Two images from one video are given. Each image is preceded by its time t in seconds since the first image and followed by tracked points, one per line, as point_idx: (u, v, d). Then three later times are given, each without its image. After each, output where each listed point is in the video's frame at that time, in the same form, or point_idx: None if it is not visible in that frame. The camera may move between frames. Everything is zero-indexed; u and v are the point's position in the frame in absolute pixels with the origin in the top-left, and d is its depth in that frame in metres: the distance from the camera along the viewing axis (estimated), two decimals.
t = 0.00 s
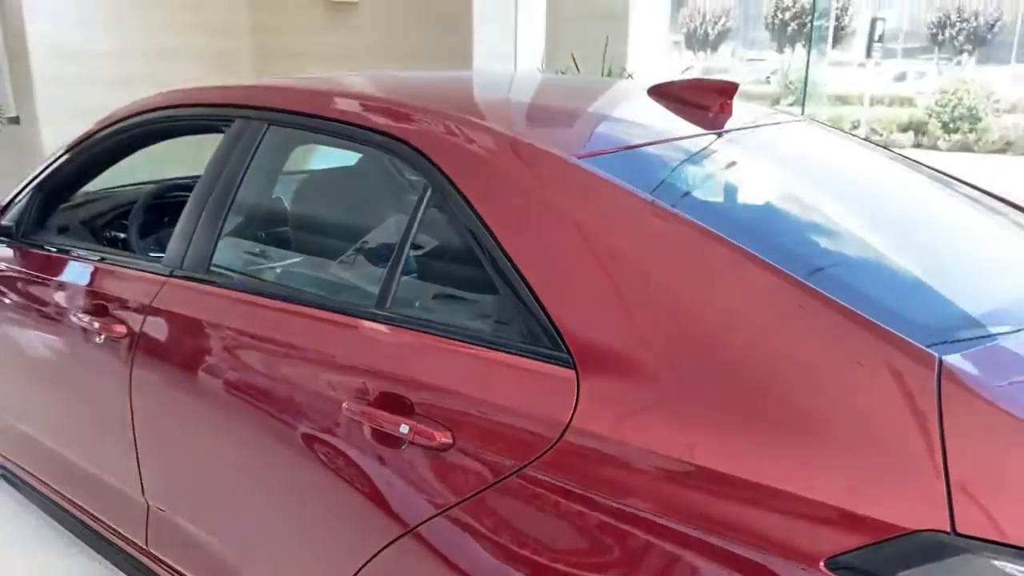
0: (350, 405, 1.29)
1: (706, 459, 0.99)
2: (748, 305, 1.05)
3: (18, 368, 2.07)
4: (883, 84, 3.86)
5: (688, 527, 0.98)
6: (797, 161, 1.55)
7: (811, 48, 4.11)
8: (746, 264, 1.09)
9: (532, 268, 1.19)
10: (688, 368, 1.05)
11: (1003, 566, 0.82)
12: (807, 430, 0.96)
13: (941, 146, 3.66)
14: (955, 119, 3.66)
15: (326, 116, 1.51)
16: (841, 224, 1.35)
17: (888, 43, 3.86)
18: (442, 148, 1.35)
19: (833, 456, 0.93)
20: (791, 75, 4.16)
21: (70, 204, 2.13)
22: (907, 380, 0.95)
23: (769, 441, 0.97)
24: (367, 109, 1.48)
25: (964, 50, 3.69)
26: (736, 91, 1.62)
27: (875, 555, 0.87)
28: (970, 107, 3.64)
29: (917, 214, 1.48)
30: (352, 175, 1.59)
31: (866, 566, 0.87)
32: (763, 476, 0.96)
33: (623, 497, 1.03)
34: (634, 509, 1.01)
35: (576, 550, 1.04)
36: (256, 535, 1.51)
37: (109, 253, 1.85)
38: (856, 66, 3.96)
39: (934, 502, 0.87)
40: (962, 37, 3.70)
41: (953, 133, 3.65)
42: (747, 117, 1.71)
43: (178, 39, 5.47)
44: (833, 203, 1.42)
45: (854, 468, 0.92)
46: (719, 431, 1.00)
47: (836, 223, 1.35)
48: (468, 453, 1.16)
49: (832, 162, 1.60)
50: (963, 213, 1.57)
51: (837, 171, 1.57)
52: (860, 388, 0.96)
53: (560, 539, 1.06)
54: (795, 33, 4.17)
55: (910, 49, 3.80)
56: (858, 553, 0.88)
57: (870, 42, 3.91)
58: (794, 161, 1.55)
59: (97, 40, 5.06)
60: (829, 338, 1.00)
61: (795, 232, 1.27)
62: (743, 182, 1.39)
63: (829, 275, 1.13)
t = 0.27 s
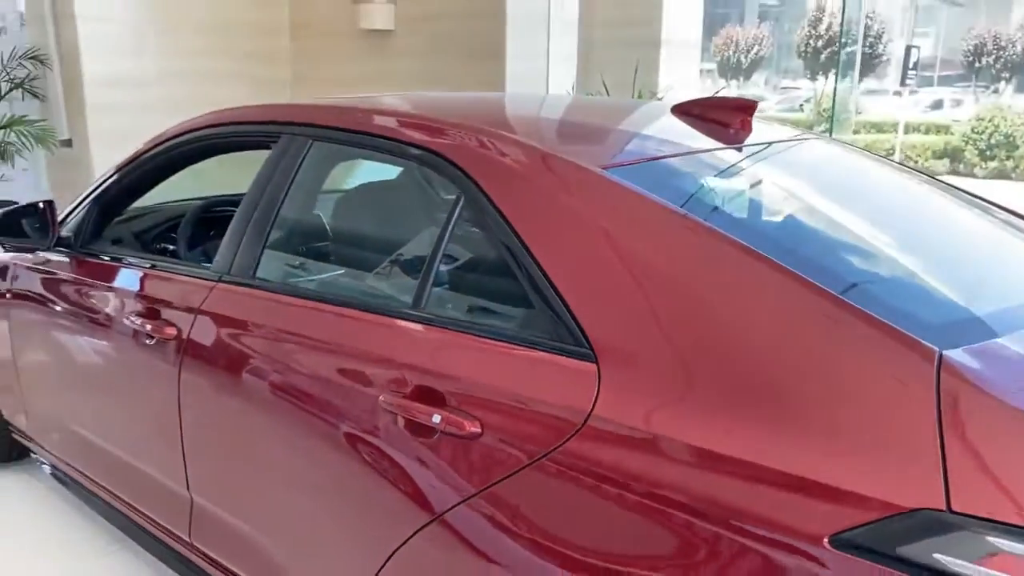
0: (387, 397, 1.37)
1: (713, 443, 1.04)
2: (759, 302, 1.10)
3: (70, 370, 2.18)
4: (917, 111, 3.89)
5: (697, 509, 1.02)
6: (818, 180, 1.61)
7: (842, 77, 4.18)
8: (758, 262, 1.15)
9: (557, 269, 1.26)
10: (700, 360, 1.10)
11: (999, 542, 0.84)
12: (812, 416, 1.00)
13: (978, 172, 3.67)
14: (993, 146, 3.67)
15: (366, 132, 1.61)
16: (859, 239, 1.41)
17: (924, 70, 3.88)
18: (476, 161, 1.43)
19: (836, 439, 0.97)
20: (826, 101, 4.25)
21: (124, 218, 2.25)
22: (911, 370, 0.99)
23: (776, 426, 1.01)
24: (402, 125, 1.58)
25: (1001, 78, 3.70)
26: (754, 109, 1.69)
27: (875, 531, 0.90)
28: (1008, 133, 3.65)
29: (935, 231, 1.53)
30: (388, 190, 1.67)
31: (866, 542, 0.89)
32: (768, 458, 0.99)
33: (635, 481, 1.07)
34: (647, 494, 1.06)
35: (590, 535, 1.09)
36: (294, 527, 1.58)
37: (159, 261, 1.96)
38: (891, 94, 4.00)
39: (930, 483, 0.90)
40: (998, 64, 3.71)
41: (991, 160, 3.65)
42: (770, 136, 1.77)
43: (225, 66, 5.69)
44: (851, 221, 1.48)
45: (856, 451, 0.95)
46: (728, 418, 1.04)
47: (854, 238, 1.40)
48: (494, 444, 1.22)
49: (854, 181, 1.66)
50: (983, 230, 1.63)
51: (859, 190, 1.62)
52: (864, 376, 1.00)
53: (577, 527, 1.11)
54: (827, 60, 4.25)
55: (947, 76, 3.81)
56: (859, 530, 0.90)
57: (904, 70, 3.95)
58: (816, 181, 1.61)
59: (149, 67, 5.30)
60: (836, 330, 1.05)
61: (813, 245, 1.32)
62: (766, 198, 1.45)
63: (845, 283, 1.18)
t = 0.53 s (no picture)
0: (417, 375, 1.44)
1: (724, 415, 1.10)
2: (769, 284, 1.17)
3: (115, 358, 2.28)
4: (948, 118, 3.95)
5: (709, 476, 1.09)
6: (834, 177, 1.67)
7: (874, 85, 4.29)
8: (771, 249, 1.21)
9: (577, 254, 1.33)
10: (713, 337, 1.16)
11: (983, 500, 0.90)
12: (816, 388, 1.06)
13: (1011, 180, 3.70)
14: None
15: (398, 128, 1.70)
16: (874, 233, 1.46)
17: (957, 78, 3.95)
18: (501, 154, 1.51)
19: (839, 410, 1.04)
20: (857, 109, 4.32)
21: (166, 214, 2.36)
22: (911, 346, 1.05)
23: (783, 398, 1.07)
24: (429, 121, 1.67)
25: None
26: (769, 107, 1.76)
27: (869, 491, 0.97)
28: None
29: (948, 227, 1.59)
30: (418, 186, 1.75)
31: (861, 501, 0.96)
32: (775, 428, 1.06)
33: (651, 451, 1.15)
34: (661, 462, 1.13)
35: (611, 502, 1.17)
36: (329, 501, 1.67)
37: (201, 252, 2.06)
38: (923, 102, 4.07)
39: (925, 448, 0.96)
40: None
41: None
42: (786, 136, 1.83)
43: (260, 72, 5.84)
44: (866, 216, 1.53)
45: (857, 420, 1.02)
46: (739, 391, 1.11)
47: (868, 232, 1.46)
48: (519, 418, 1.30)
49: (867, 179, 1.72)
50: (994, 226, 1.69)
51: (872, 187, 1.68)
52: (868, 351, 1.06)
53: (597, 496, 1.19)
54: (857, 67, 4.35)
55: (980, 85, 3.88)
56: (855, 490, 0.97)
57: (935, 77, 4.04)
58: (830, 178, 1.66)
59: (188, 72, 5.47)
60: (842, 310, 1.11)
61: (827, 236, 1.37)
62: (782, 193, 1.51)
63: (855, 270, 1.24)
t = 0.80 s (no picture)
0: (431, 355, 1.49)
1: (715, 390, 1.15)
2: (763, 266, 1.21)
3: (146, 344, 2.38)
4: (974, 120, 3.99)
5: (701, 449, 1.14)
6: (841, 173, 1.72)
7: (905, 87, 4.36)
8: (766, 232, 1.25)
9: (580, 239, 1.39)
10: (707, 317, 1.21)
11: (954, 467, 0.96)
12: (805, 366, 1.11)
13: None
14: None
15: (417, 123, 1.77)
16: (874, 225, 1.51)
17: (987, 79, 3.99)
18: (512, 146, 1.57)
19: (826, 386, 1.08)
20: (879, 112, 4.46)
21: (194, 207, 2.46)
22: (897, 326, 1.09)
23: (774, 374, 1.12)
24: (450, 117, 1.74)
25: None
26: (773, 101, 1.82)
27: (850, 459, 1.01)
28: None
29: (951, 223, 1.63)
30: (435, 182, 1.80)
31: (842, 468, 1.01)
32: (765, 403, 1.11)
33: (646, 425, 1.20)
34: (657, 435, 1.18)
35: (609, 475, 1.22)
36: (347, 479, 1.73)
37: (228, 242, 2.15)
38: (950, 103, 4.15)
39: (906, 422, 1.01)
40: None
41: None
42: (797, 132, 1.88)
43: (288, 74, 5.98)
44: (868, 210, 1.58)
45: (843, 395, 1.07)
46: (731, 368, 1.16)
47: (868, 225, 1.50)
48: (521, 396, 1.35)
49: (876, 175, 1.76)
50: (1002, 222, 1.73)
51: (880, 184, 1.73)
52: (856, 331, 1.11)
53: (592, 466, 1.24)
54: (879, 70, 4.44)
55: (1010, 86, 3.90)
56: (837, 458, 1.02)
57: (962, 78, 4.10)
58: (838, 173, 1.71)
59: (218, 73, 5.61)
60: (832, 292, 1.16)
61: (825, 227, 1.42)
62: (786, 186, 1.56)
63: (850, 259, 1.28)
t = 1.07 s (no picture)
0: (427, 340, 1.55)
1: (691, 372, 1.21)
2: (738, 255, 1.27)
3: (162, 335, 2.47)
4: (994, 120, 3.80)
5: (676, 427, 1.20)
6: (835, 171, 1.77)
7: (934, 87, 4.15)
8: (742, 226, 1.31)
9: (567, 231, 1.46)
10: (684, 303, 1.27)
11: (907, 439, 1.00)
12: (774, 348, 1.16)
13: None
14: None
15: (419, 122, 1.85)
16: (856, 219, 1.56)
17: (1010, 79, 3.80)
18: (505, 143, 1.65)
19: (792, 366, 1.14)
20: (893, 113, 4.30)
21: (208, 203, 2.55)
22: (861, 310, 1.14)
23: (745, 356, 1.18)
24: (456, 117, 1.81)
25: None
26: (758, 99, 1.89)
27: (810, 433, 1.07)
28: None
29: (939, 219, 1.67)
30: (434, 176, 1.87)
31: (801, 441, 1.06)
32: (736, 383, 1.17)
33: (624, 405, 1.26)
34: (634, 414, 1.24)
35: (588, 452, 1.28)
36: (340, 460, 1.78)
37: (239, 236, 2.23)
38: (970, 104, 3.94)
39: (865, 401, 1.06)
40: None
41: None
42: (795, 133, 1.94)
43: (303, 76, 6.09)
44: (854, 205, 1.63)
45: (807, 375, 1.12)
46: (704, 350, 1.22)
47: (852, 219, 1.55)
48: (509, 379, 1.42)
49: (869, 174, 1.82)
50: (1001, 225, 1.76)
51: (871, 182, 1.78)
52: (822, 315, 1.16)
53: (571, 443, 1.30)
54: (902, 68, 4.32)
55: None
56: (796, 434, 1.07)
57: (981, 79, 3.91)
58: (829, 171, 1.77)
59: (234, 74, 5.73)
60: (802, 278, 1.21)
61: (806, 221, 1.47)
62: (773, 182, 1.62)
63: (825, 250, 1.33)
